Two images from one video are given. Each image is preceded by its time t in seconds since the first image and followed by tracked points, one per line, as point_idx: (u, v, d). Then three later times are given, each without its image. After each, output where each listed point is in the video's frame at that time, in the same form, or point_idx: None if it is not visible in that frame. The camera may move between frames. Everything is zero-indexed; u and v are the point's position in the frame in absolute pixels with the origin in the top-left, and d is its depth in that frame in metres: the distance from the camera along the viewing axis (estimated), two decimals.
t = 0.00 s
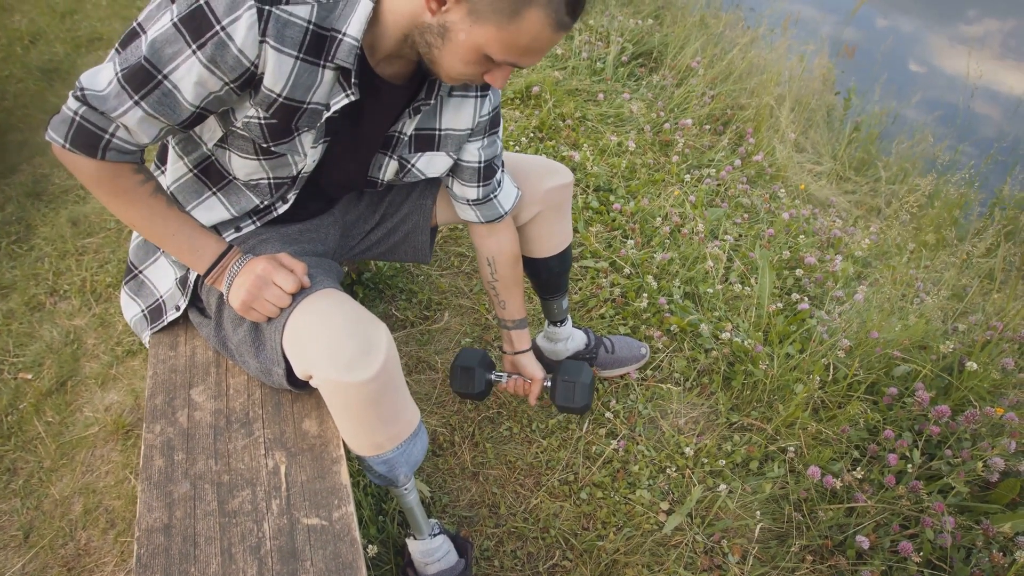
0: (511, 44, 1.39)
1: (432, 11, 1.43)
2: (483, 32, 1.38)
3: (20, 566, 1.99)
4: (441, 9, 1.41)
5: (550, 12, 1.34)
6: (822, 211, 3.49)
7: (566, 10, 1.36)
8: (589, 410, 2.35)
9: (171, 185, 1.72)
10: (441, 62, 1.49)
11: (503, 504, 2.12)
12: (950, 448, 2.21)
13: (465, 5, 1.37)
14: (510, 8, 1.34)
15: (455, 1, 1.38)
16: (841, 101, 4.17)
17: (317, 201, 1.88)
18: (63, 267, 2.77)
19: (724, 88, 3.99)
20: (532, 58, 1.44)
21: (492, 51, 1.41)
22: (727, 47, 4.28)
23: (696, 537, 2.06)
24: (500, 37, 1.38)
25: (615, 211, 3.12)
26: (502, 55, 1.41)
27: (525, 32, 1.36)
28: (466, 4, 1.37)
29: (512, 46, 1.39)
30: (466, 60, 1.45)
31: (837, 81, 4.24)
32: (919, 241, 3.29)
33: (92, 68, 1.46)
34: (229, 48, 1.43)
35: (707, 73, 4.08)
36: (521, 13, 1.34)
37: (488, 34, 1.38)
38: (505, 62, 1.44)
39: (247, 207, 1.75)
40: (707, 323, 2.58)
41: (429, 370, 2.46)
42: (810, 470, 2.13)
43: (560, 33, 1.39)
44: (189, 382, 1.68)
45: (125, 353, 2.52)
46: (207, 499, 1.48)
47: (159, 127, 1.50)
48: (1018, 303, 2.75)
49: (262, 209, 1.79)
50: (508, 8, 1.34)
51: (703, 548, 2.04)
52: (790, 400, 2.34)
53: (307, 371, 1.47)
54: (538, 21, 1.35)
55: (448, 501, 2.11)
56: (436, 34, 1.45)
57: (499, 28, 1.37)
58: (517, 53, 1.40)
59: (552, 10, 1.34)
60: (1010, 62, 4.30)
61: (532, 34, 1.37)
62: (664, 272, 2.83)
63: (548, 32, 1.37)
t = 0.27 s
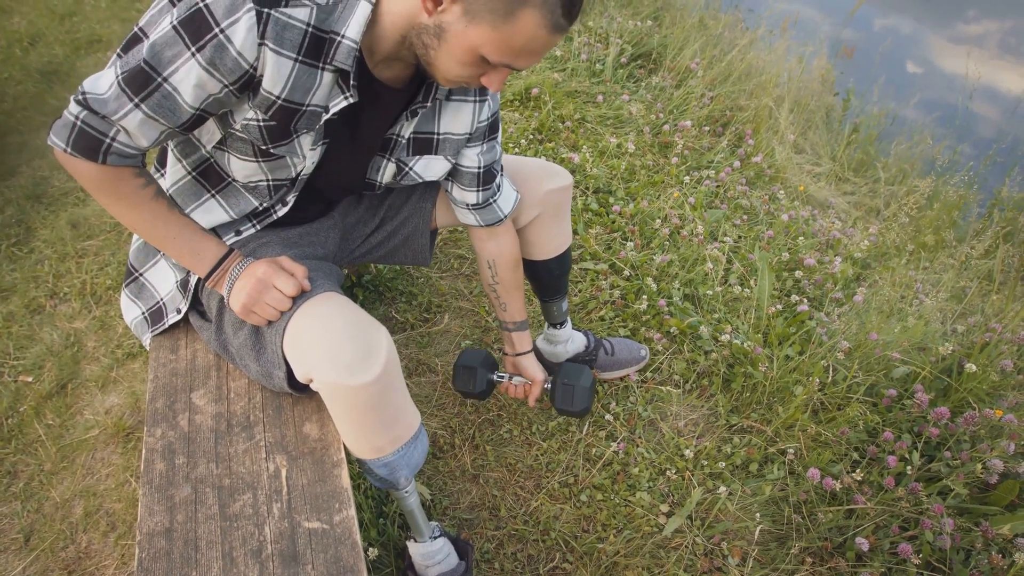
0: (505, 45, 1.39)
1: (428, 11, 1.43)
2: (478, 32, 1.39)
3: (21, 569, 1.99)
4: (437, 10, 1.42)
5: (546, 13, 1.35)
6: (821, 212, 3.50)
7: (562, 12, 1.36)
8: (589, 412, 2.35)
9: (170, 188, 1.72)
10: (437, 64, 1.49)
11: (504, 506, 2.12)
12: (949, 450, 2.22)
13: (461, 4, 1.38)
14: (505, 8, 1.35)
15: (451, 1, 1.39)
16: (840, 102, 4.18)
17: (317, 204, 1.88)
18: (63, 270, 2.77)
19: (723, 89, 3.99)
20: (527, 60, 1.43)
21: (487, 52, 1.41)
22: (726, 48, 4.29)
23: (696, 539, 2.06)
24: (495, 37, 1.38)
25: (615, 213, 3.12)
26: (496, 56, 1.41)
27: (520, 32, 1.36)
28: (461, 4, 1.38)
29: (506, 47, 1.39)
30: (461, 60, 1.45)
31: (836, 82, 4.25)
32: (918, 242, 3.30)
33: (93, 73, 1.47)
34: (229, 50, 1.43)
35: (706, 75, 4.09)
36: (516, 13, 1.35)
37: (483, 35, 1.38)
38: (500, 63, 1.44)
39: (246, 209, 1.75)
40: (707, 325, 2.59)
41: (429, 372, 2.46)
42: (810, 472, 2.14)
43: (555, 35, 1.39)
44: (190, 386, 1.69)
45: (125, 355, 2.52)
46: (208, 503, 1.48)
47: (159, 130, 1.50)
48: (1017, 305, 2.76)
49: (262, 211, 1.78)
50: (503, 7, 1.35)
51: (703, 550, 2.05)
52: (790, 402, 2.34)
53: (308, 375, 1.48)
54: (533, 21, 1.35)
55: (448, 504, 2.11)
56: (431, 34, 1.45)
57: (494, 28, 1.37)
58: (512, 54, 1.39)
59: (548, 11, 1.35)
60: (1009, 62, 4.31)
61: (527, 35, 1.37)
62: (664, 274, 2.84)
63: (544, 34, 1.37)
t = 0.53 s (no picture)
0: (502, 50, 1.39)
1: (426, 16, 1.44)
2: (475, 36, 1.39)
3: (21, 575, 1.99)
4: (435, 14, 1.42)
5: (543, 18, 1.35)
6: (820, 214, 3.50)
7: (560, 18, 1.36)
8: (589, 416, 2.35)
9: (170, 192, 1.72)
10: (434, 68, 1.49)
11: (504, 510, 2.12)
12: (948, 452, 2.23)
13: (459, 8, 1.38)
14: (502, 13, 1.35)
15: (449, 5, 1.39)
16: (838, 104, 4.19)
17: (318, 208, 1.88)
18: (62, 274, 2.77)
19: (721, 92, 4.00)
20: (524, 66, 1.44)
21: (483, 57, 1.41)
22: (724, 51, 4.30)
23: (696, 543, 2.06)
24: (492, 42, 1.38)
25: (613, 216, 3.13)
26: (493, 61, 1.41)
27: (517, 37, 1.37)
28: (459, 9, 1.38)
29: (503, 52, 1.39)
30: (458, 65, 1.45)
31: (833, 84, 4.26)
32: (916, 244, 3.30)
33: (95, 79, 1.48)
34: (226, 53, 1.43)
35: (704, 77, 4.09)
36: (512, 18, 1.35)
37: (480, 40, 1.39)
38: (497, 68, 1.43)
39: (246, 212, 1.75)
40: (706, 328, 2.59)
41: (429, 377, 2.46)
42: (810, 476, 2.15)
43: (552, 41, 1.39)
44: (191, 392, 1.69)
45: (125, 360, 2.52)
46: (210, 509, 1.48)
47: (159, 135, 1.50)
48: (1015, 307, 2.77)
49: (262, 215, 1.78)
50: (500, 12, 1.35)
51: (703, 553, 2.05)
52: (789, 405, 2.34)
53: (309, 382, 1.48)
54: (530, 27, 1.35)
55: (449, 508, 2.11)
56: (429, 39, 1.45)
57: (490, 33, 1.37)
58: (509, 59, 1.40)
59: (546, 17, 1.35)
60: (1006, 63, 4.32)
61: (524, 39, 1.37)
62: (663, 277, 2.84)
63: (541, 39, 1.38)
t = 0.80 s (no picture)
0: (503, 65, 1.41)
1: (427, 28, 1.45)
2: (477, 51, 1.41)
3: None
4: (436, 27, 1.43)
5: (545, 36, 1.38)
6: (820, 217, 3.51)
7: (560, 35, 1.40)
8: (591, 420, 2.36)
9: (173, 200, 1.72)
10: (435, 81, 1.50)
11: (508, 515, 2.12)
12: (951, 455, 2.23)
13: (461, 22, 1.40)
14: (503, 28, 1.37)
15: (451, 19, 1.40)
16: (838, 106, 4.20)
17: (322, 213, 1.88)
18: (65, 279, 2.78)
19: (721, 94, 4.01)
20: (523, 81, 1.46)
21: (484, 71, 1.43)
22: (724, 54, 4.31)
23: (699, 547, 2.07)
24: (492, 57, 1.40)
25: (615, 219, 3.13)
26: (493, 76, 1.43)
27: (518, 52, 1.39)
28: (461, 23, 1.40)
29: (504, 67, 1.41)
30: (459, 79, 1.46)
31: (833, 85, 4.27)
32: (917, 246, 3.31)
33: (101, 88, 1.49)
34: (232, 65, 1.43)
35: (704, 80, 4.10)
36: (513, 33, 1.37)
37: (481, 54, 1.41)
38: (496, 83, 1.46)
39: (251, 218, 1.75)
40: (708, 332, 2.59)
41: (431, 381, 2.46)
42: (812, 479, 2.16)
43: (552, 57, 1.42)
44: (194, 399, 1.69)
45: (127, 365, 2.53)
46: (214, 516, 1.48)
47: (164, 144, 1.51)
48: (1017, 309, 2.77)
49: (268, 221, 1.78)
50: (501, 28, 1.37)
51: (706, 557, 2.05)
52: (791, 408, 2.34)
53: (314, 389, 1.49)
54: (531, 43, 1.38)
55: (452, 513, 2.11)
56: (430, 52, 1.46)
57: (491, 48, 1.39)
58: (509, 74, 1.42)
59: (546, 34, 1.38)
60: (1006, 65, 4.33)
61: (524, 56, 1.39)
62: (664, 280, 2.85)
63: (541, 56, 1.41)
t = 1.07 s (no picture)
0: (502, 66, 1.42)
1: (426, 30, 1.45)
2: (476, 53, 1.41)
3: None
4: (436, 29, 1.43)
5: (544, 37, 1.39)
6: (818, 213, 3.51)
7: (560, 37, 1.40)
8: (591, 418, 2.36)
9: (171, 202, 1.71)
10: (434, 83, 1.51)
11: (508, 513, 2.13)
12: (949, 451, 2.24)
13: (460, 25, 1.40)
14: (502, 30, 1.38)
15: (450, 21, 1.40)
16: (835, 103, 4.20)
17: (322, 214, 1.88)
18: (62, 280, 2.77)
19: (718, 91, 4.01)
20: (523, 83, 1.46)
21: (483, 73, 1.43)
22: (720, 50, 4.31)
23: (699, 544, 2.07)
24: (491, 59, 1.41)
25: (613, 217, 3.13)
26: (492, 78, 1.44)
27: (517, 54, 1.40)
28: (460, 25, 1.40)
29: (503, 69, 1.42)
30: (458, 81, 1.47)
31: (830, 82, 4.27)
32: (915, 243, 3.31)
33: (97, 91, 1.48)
34: (231, 68, 1.43)
35: (702, 77, 4.10)
36: (513, 36, 1.38)
37: (480, 56, 1.41)
38: (496, 85, 1.46)
39: (250, 220, 1.75)
40: (707, 329, 2.60)
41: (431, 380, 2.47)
42: (811, 476, 2.16)
43: (551, 60, 1.43)
44: (195, 400, 1.69)
45: (126, 366, 2.52)
46: (216, 517, 1.48)
47: (162, 148, 1.50)
48: (1013, 305, 2.78)
49: (267, 223, 1.78)
50: (501, 30, 1.38)
51: (706, 554, 2.06)
52: (790, 405, 2.35)
53: (314, 391, 1.49)
54: (531, 44, 1.39)
55: (452, 512, 2.12)
56: (429, 54, 1.47)
57: (491, 50, 1.40)
58: (509, 76, 1.42)
59: (546, 36, 1.39)
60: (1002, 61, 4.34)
61: (524, 57, 1.40)
62: (663, 278, 2.85)
63: (541, 58, 1.41)
